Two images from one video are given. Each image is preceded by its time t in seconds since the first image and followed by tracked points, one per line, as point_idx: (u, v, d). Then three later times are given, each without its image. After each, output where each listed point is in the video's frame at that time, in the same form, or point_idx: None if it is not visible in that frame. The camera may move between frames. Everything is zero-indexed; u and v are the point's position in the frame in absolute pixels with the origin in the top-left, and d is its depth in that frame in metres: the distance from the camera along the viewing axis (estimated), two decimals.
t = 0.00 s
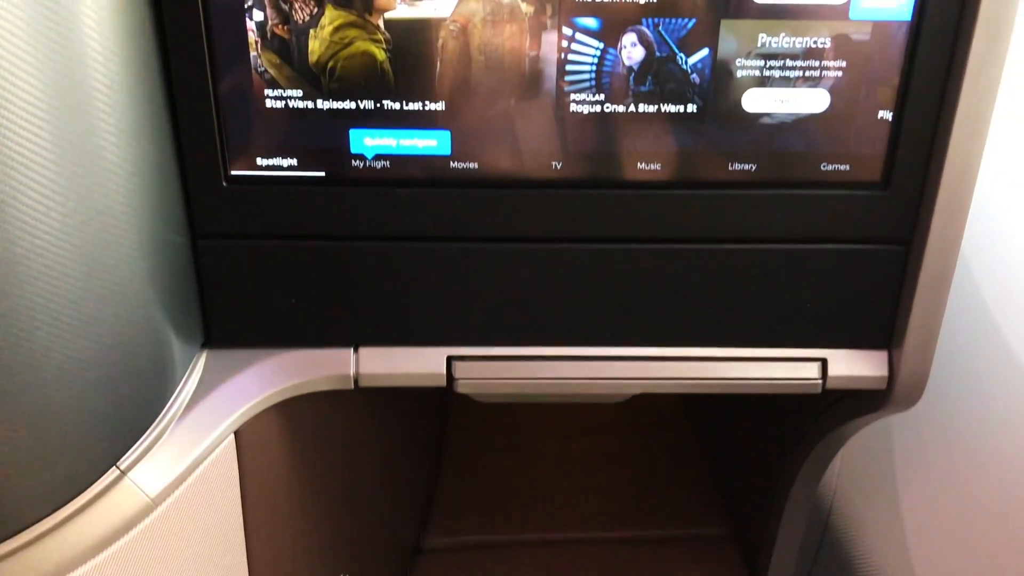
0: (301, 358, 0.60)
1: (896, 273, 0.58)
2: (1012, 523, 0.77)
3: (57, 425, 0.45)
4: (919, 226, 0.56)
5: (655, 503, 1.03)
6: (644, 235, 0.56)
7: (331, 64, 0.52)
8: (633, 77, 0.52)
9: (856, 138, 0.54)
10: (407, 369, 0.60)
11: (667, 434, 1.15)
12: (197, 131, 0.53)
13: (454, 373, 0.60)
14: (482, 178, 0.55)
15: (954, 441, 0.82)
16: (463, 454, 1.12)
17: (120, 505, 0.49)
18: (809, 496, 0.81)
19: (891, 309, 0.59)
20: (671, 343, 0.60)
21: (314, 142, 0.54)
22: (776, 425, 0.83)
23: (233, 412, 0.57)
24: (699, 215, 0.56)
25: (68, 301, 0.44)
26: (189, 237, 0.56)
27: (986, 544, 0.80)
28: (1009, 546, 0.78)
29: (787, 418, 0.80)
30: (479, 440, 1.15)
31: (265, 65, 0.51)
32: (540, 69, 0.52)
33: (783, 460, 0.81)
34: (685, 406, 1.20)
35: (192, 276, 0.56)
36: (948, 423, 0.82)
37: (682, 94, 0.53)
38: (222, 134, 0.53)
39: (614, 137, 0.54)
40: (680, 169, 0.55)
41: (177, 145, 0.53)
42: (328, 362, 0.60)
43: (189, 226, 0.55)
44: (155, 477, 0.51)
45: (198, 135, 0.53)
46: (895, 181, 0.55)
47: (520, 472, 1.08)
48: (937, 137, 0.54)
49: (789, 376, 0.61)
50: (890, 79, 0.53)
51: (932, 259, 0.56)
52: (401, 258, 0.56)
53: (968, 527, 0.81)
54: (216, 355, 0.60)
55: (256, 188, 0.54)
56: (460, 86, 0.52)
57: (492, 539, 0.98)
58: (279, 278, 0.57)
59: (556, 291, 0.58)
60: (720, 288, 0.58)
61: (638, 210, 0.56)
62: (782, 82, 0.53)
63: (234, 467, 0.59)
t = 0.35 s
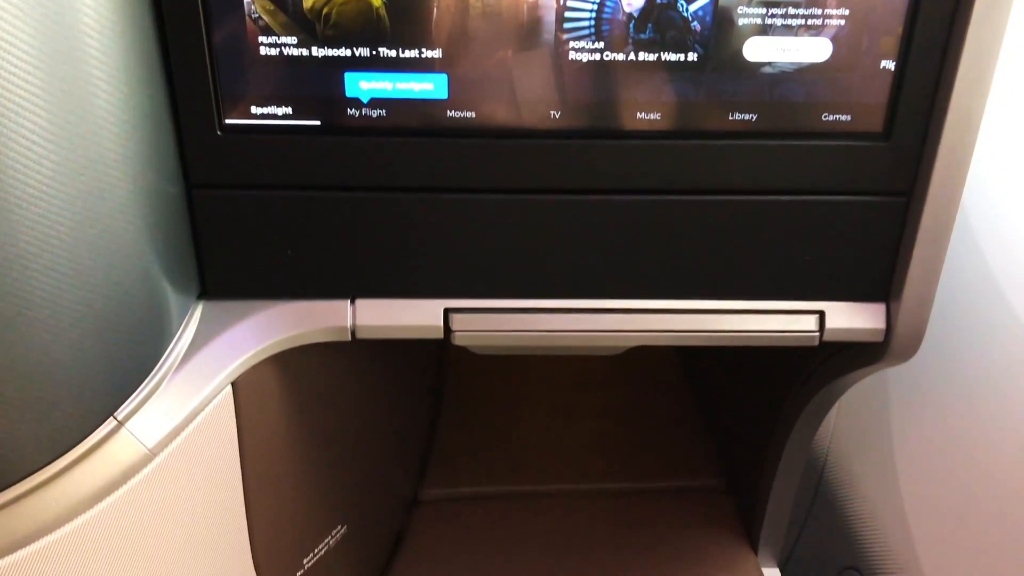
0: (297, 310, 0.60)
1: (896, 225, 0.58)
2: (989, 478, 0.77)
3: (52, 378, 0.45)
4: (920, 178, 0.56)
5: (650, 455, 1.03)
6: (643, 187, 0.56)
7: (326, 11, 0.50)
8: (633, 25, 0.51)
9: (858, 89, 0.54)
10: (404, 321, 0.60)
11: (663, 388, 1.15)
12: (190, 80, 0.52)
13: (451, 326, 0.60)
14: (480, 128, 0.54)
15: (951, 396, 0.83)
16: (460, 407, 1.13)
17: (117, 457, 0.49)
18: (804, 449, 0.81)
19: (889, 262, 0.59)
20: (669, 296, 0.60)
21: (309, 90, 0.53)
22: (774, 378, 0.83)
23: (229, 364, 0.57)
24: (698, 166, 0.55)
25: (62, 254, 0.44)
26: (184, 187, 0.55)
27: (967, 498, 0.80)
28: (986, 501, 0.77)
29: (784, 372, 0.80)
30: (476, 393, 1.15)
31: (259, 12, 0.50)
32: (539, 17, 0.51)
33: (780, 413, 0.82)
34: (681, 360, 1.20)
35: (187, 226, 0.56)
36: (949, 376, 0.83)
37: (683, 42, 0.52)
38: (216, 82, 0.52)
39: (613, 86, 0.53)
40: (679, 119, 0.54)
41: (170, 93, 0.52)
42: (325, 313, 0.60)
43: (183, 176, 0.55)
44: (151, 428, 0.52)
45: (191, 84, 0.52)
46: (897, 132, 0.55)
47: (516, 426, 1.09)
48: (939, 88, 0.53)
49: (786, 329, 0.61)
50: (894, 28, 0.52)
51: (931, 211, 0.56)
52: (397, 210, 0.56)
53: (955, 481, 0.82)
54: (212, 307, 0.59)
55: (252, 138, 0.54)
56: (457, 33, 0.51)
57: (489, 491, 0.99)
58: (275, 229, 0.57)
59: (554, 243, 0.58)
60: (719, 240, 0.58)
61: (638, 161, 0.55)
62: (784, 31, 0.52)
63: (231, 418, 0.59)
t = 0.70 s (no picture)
0: (292, 262, 0.59)
1: (896, 178, 0.57)
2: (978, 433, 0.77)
3: (45, 328, 0.45)
4: (920, 130, 0.55)
5: (646, 409, 1.04)
6: (641, 138, 0.55)
7: None
8: None
9: (859, 39, 0.53)
10: (401, 274, 0.59)
11: (661, 342, 1.15)
12: (182, 28, 0.51)
13: (448, 279, 0.60)
14: (476, 78, 0.53)
15: (946, 351, 0.83)
16: (457, 360, 1.13)
17: (113, 408, 0.50)
18: (800, 403, 0.82)
19: (888, 215, 0.59)
20: (666, 249, 0.60)
21: (302, 39, 0.52)
22: (771, 332, 0.83)
23: (225, 316, 0.57)
24: (697, 117, 0.55)
25: (55, 210, 0.44)
26: (177, 136, 0.54)
27: (955, 453, 0.80)
28: (974, 455, 0.78)
29: (781, 326, 0.80)
30: (474, 346, 1.15)
31: None
32: None
33: (776, 366, 0.82)
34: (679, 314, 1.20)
35: (180, 176, 0.55)
36: (946, 332, 0.83)
37: None
38: (207, 30, 0.52)
39: (611, 35, 0.52)
40: (678, 70, 0.54)
41: (161, 41, 0.51)
42: (320, 266, 0.59)
43: (176, 126, 0.54)
44: (146, 380, 0.52)
45: (183, 32, 0.51)
46: (898, 83, 0.54)
47: (513, 379, 1.09)
48: (942, 38, 0.52)
49: (783, 283, 0.61)
50: None
51: (930, 163, 0.55)
52: (394, 161, 0.56)
53: (945, 434, 0.82)
54: (207, 258, 0.59)
55: (245, 87, 0.53)
56: None
57: (485, 444, 0.99)
58: (270, 180, 0.56)
59: (552, 195, 0.57)
60: (717, 193, 0.57)
61: (636, 111, 0.55)
62: None
63: (226, 370, 0.59)
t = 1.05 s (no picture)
0: (285, 217, 0.59)
1: (894, 131, 0.57)
2: (969, 388, 0.78)
3: (37, 280, 0.45)
4: (920, 83, 0.55)
5: (642, 364, 1.04)
6: (638, 90, 0.55)
7: None
8: None
9: None
10: (396, 228, 0.59)
11: (657, 298, 1.15)
12: None
13: (442, 234, 0.60)
14: (471, 28, 0.53)
15: (940, 306, 0.83)
16: (453, 316, 1.13)
17: (106, 363, 0.51)
18: (794, 358, 0.82)
19: (886, 169, 0.58)
20: (663, 204, 0.59)
21: None
22: (766, 288, 0.83)
23: (217, 270, 0.57)
24: (695, 69, 0.54)
25: (44, 165, 0.44)
26: (167, 87, 0.54)
27: (947, 408, 0.81)
28: (964, 410, 0.78)
29: (777, 281, 0.80)
30: (469, 302, 1.15)
31: None
32: None
33: (771, 322, 0.82)
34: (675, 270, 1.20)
35: (171, 128, 0.55)
36: (941, 287, 0.83)
37: None
38: None
39: None
40: (675, 21, 0.53)
41: None
42: (314, 221, 0.59)
43: (167, 77, 0.54)
44: (140, 334, 0.52)
45: None
46: (899, 35, 0.53)
47: (508, 335, 1.09)
48: None
49: (779, 239, 0.60)
50: None
51: (930, 116, 0.55)
52: (388, 113, 0.55)
53: (937, 389, 0.83)
54: (199, 212, 0.59)
55: (236, 38, 0.52)
56: None
57: (481, 400, 0.99)
58: (262, 133, 0.56)
59: (547, 148, 0.57)
60: (714, 146, 0.57)
61: (634, 62, 0.54)
62: None
63: (220, 324, 0.59)
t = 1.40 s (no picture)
0: (278, 170, 0.58)
1: (895, 84, 0.56)
2: (965, 343, 0.78)
3: (27, 231, 0.45)
4: (923, 35, 0.54)
5: (637, 320, 1.04)
6: (637, 41, 0.54)
7: None
8: None
9: None
10: (390, 181, 0.58)
11: (653, 254, 1.15)
12: None
13: (438, 188, 0.59)
14: None
15: (938, 261, 0.82)
16: (447, 272, 1.12)
17: (99, 319, 0.50)
18: (791, 314, 0.82)
19: (886, 122, 0.58)
20: (661, 158, 0.59)
21: None
22: (764, 243, 0.83)
23: (209, 226, 0.57)
24: (695, 19, 0.53)
25: (33, 118, 0.43)
26: (157, 37, 0.53)
27: (942, 363, 0.81)
28: (960, 364, 0.78)
29: (775, 237, 0.80)
30: (463, 258, 1.15)
31: None
32: None
33: (768, 277, 0.82)
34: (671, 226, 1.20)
35: (161, 79, 0.54)
36: (938, 242, 0.83)
37: None
38: None
39: None
40: None
41: None
42: (308, 174, 0.58)
43: (157, 26, 0.53)
44: (132, 289, 0.52)
45: None
46: None
47: (504, 291, 1.09)
48: None
49: (778, 193, 0.60)
50: None
51: (932, 69, 0.54)
52: (383, 65, 0.54)
53: (932, 344, 0.83)
54: (191, 165, 0.58)
55: None
56: None
57: (477, 356, 0.99)
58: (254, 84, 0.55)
59: (544, 102, 0.56)
60: (714, 99, 0.56)
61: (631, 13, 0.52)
62: None
63: (214, 279, 0.59)
